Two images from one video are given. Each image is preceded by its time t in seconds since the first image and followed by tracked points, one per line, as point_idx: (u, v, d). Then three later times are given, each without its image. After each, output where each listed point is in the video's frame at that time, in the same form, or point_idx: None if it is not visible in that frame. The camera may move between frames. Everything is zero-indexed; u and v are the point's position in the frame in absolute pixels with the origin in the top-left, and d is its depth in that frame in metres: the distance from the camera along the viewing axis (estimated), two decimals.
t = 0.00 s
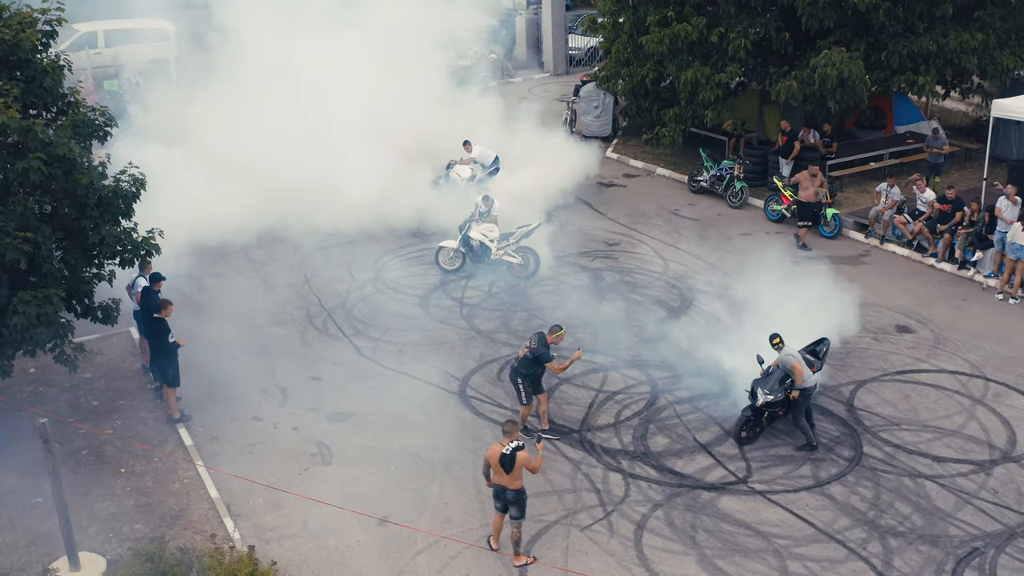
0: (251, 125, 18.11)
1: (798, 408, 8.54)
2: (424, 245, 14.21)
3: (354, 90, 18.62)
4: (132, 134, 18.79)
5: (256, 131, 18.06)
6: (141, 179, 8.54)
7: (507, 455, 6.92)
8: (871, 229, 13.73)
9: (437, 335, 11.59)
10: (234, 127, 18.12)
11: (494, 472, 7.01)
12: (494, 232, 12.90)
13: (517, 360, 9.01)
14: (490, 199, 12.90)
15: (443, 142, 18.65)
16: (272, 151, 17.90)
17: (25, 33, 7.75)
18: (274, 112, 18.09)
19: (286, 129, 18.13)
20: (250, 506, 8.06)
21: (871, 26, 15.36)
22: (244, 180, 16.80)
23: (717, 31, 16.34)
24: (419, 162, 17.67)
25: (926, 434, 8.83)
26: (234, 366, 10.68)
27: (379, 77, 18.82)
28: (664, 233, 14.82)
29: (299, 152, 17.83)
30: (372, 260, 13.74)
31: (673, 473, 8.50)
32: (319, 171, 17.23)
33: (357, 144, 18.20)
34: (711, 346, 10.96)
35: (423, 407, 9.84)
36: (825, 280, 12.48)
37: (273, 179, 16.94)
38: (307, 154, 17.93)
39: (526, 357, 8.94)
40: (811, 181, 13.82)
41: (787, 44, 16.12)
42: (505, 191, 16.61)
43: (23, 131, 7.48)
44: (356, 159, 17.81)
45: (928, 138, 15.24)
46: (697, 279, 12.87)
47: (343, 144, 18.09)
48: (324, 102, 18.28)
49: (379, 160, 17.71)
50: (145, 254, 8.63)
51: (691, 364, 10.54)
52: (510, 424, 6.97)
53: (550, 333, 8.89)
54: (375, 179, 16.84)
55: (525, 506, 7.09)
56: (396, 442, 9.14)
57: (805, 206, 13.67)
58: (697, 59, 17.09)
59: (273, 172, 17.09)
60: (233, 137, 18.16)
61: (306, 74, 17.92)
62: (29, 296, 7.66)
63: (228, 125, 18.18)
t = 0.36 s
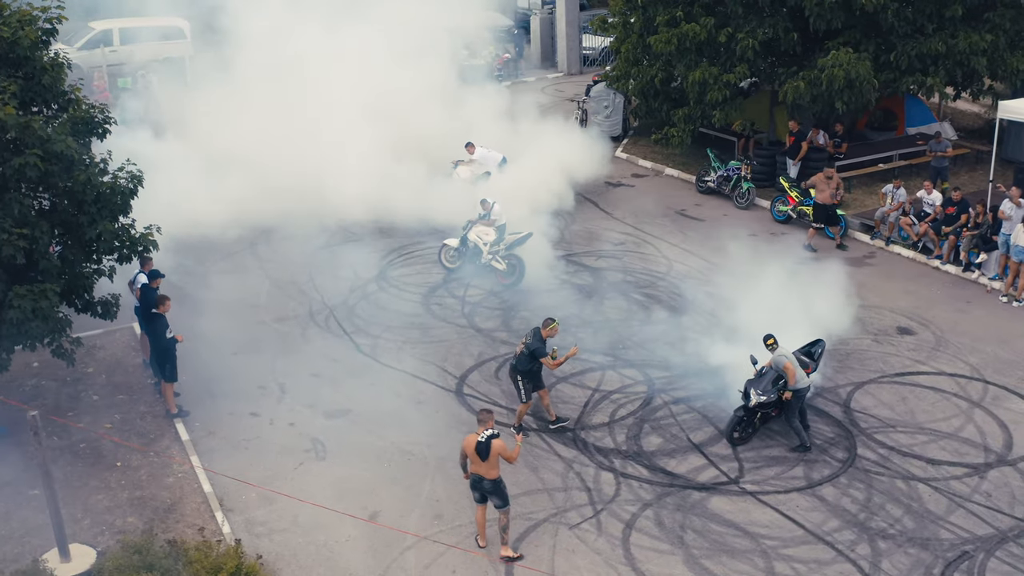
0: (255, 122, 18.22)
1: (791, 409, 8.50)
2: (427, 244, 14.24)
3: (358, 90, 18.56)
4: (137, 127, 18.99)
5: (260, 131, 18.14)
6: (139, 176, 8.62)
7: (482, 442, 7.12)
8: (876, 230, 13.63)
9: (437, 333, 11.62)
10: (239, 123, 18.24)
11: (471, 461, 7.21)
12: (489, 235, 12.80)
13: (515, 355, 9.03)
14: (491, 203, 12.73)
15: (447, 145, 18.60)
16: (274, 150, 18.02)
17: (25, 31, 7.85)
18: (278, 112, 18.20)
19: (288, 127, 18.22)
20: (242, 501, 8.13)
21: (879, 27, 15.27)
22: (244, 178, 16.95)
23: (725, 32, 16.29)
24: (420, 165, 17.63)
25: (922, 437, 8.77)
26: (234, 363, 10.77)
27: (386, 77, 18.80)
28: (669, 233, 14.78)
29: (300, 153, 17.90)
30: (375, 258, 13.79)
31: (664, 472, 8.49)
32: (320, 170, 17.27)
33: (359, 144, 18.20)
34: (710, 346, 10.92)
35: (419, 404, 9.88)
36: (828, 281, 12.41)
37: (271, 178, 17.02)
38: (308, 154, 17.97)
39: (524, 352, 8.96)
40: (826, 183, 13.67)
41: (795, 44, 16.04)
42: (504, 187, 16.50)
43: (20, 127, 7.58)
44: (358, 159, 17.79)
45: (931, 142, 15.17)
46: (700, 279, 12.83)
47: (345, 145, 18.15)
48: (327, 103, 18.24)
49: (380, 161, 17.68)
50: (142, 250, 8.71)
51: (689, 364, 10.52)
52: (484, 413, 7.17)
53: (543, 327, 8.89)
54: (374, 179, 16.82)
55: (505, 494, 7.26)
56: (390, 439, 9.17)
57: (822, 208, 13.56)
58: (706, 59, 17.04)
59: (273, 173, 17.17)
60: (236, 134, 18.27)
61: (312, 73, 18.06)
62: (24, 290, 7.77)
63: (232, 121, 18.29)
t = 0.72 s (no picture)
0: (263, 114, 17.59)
1: (784, 410, 8.48)
2: (432, 242, 14.28)
3: (363, 90, 17.17)
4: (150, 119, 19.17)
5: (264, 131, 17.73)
6: (137, 174, 8.72)
7: (465, 435, 7.24)
8: (882, 232, 13.55)
9: (438, 332, 11.64)
10: (245, 115, 17.67)
11: (456, 454, 7.34)
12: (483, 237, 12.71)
13: (529, 352, 9.02)
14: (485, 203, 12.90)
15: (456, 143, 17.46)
16: (278, 152, 17.73)
17: (24, 29, 7.95)
18: (283, 107, 17.44)
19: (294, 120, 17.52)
20: (235, 495, 8.20)
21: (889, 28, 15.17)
22: (244, 181, 17.09)
23: (734, 32, 16.23)
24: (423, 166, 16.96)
25: (917, 439, 8.71)
26: (235, 359, 10.85)
27: (397, 71, 17.24)
28: (675, 233, 14.74)
29: (299, 157, 17.57)
30: (381, 257, 13.81)
31: (656, 472, 8.48)
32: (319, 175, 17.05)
33: (364, 141, 17.32)
34: (709, 347, 10.90)
35: (416, 402, 9.92)
36: (832, 283, 12.34)
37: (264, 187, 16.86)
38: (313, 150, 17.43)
39: (538, 348, 8.93)
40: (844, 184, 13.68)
41: (805, 45, 15.96)
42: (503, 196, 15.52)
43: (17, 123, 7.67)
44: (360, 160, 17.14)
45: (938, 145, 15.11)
46: (703, 279, 12.80)
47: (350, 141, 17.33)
48: (327, 104, 17.17)
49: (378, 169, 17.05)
50: (141, 246, 8.80)
51: (687, 365, 10.50)
52: (466, 407, 7.31)
53: (556, 321, 8.90)
54: (371, 187, 16.59)
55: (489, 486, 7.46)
56: (385, 436, 9.22)
57: (835, 208, 13.53)
58: (715, 60, 16.99)
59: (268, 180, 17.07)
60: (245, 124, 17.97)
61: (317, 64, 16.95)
62: (19, 285, 7.87)
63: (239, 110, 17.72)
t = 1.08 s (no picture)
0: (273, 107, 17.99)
1: (779, 410, 8.45)
2: (437, 239, 14.33)
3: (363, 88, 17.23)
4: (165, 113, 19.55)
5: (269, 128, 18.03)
6: (137, 170, 8.82)
7: (459, 429, 7.30)
8: (890, 234, 13.47)
9: (439, 329, 11.68)
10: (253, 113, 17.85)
11: (448, 447, 7.38)
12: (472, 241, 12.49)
13: (540, 345, 8.98)
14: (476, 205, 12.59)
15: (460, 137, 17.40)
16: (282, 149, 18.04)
17: (25, 26, 8.06)
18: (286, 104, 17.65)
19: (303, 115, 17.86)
20: (229, 489, 8.28)
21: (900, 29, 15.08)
22: (247, 176, 17.47)
23: (744, 32, 16.18)
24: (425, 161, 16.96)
25: (913, 442, 8.65)
26: (237, 354, 10.95)
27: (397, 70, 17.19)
28: (682, 233, 14.70)
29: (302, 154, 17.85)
30: (387, 255, 13.88)
31: (649, 471, 8.48)
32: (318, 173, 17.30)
33: (366, 139, 17.50)
34: (709, 347, 10.87)
35: (413, 399, 9.96)
36: (837, 285, 12.26)
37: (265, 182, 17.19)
38: (319, 146, 17.69)
39: (548, 344, 8.90)
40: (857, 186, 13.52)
41: (815, 46, 15.89)
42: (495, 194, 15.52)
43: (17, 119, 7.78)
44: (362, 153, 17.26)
45: (952, 148, 14.98)
46: (707, 278, 12.75)
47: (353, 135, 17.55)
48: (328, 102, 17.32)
49: (376, 168, 17.21)
50: (141, 242, 8.91)
51: (687, 364, 10.48)
52: (460, 401, 7.36)
53: (566, 315, 8.94)
54: (368, 185, 16.75)
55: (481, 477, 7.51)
56: (381, 432, 9.27)
57: (847, 208, 13.34)
58: (726, 60, 16.93)
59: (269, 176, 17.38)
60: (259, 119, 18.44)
61: (318, 62, 17.15)
62: (17, 279, 7.99)
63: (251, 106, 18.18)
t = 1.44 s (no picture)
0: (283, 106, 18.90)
1: (773, 410, 8.40)
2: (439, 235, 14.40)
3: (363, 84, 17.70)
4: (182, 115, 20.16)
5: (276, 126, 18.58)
6: (137, 167, 8.92)
7: (452, 421, 7.33)
8: (897, 236, 13.38)
9: (440, 327, 11.73)
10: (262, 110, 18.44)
11: (442, 437, 7.45)
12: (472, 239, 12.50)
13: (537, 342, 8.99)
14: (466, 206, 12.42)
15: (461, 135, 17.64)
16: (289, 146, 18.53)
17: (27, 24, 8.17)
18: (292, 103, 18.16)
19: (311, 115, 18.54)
20: (224, 483, 8.37)
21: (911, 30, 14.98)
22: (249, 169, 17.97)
23: (755, 32, 16.12)
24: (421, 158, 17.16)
25: (910, 445, 8.59)
26: (239, 350, 11.05)
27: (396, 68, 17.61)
28: (689, 233, 14.67)
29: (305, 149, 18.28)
30: (393, 252, 13.96)
31: (642, 471, 8.47)
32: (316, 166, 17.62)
33: (367, 138, 17.91)
34: (710, 347, 10.84)
35: (412, 396, 10.00)
36: (842, 287, 12.18)
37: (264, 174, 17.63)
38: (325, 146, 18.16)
39: (542, 341, 8.95)
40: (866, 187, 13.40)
41: (826, 46, 15.80)
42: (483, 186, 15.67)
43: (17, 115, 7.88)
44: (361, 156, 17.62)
45: (965, 150, 14.85)
46: (711, 278, 12.72)
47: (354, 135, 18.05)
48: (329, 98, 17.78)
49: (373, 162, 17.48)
50: (141, 238, 9.00)
51: (686, 365, 10.47)
52: (454, 393, 7.40)
53: (566, 315, 8.90)
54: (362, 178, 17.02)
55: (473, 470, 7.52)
56: (377, 428, 9.32)
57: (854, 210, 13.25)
58: (737, 60, 16.86)
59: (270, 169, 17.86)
60: (272, 118, 19.20)
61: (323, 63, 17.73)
62: (16, 274, 8.09)
63: (266, 107, 19.20)
